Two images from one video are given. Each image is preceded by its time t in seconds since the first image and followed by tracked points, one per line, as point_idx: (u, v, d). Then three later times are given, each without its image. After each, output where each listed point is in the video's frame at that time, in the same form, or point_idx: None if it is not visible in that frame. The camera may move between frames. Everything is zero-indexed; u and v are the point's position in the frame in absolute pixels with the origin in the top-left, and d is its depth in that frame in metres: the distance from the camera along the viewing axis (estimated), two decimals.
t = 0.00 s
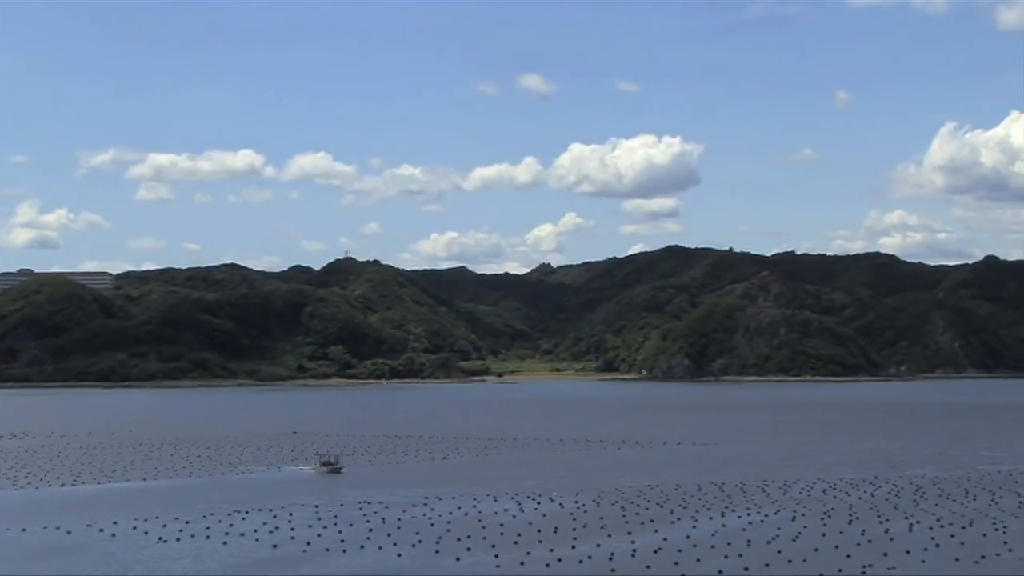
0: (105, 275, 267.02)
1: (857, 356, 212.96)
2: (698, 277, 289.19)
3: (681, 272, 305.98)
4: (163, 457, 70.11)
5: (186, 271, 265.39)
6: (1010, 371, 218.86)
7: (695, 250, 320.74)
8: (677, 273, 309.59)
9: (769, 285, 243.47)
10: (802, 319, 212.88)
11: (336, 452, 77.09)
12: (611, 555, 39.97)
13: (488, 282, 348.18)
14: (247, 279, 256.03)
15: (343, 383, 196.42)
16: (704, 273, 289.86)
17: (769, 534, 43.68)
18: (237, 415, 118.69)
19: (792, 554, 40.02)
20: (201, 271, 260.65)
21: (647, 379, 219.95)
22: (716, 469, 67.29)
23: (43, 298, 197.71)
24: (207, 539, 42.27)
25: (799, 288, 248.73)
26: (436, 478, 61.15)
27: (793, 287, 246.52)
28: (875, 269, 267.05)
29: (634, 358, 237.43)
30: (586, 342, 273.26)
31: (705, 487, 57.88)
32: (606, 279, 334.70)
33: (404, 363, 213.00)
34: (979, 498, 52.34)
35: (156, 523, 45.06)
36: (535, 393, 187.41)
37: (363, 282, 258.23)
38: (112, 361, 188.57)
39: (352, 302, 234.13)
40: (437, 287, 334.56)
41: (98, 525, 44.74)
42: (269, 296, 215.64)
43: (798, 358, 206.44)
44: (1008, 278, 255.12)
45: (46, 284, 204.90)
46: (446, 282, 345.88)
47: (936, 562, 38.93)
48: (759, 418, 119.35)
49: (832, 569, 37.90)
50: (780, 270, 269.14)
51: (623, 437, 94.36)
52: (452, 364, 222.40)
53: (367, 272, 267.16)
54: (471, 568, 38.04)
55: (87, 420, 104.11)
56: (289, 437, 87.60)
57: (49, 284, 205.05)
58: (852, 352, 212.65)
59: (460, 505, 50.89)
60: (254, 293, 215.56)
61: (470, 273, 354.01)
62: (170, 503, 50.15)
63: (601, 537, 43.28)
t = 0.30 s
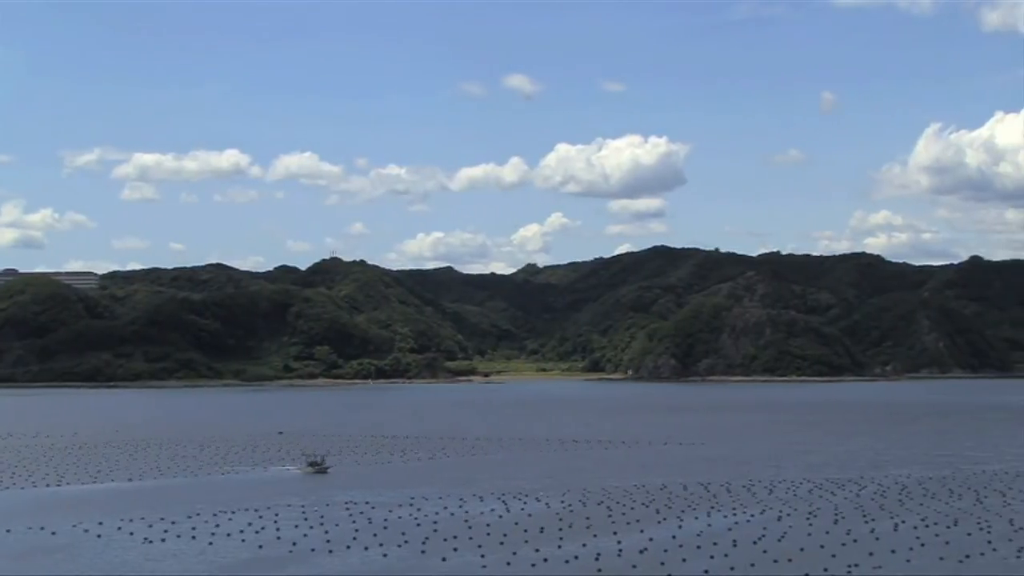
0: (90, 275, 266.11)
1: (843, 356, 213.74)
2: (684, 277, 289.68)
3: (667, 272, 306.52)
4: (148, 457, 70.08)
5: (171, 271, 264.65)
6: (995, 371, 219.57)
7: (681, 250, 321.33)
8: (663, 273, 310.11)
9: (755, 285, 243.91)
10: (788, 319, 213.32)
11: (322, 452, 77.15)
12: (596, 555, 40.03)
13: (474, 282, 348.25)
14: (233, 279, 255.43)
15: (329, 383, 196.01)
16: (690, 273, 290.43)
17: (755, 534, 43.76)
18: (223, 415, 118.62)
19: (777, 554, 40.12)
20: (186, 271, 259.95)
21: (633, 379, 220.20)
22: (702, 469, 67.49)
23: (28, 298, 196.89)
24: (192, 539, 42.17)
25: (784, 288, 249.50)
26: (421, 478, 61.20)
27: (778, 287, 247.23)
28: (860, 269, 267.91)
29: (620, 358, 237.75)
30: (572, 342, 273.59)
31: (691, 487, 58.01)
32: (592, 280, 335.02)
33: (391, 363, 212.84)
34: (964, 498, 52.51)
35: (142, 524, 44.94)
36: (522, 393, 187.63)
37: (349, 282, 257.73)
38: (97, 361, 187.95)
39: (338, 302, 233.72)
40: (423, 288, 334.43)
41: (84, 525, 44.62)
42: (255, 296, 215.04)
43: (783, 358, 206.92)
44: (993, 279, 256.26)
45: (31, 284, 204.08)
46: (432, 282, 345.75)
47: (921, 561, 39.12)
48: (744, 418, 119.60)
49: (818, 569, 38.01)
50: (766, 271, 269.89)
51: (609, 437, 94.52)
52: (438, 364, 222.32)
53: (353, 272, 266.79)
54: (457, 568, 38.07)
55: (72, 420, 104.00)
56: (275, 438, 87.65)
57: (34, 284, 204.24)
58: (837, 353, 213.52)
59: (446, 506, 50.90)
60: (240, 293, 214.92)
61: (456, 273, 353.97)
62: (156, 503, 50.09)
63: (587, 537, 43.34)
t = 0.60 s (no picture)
0: (72, 275, 264.82)
1: (826, 356, 214.52)
2: (668, 277, 290.14)
3: (651, 272, 307.06)
4: (131, 457, 69.91)
5: (154, 271, 263.52)
6: (977, 371, 220.68)
7: (665, 251, 321.87)
8: (647, 273, 310.58)
9: (739, 285, 244.32)
10: (772, 319, 213.66)
11: (305, 452, 77.14)
12: (581, 555, 40.06)
13: (458, 282, 348.19)
14: (216, 279, 254.55)
15: (313, 383, 195.44)
16: (674, 273, 290.98)
17: (737, 534, 43.88)
18: (207, 415, 118.49)
19: (761, 554, 40.27)
20: (169, 271, 258.89)
21: (617, 379, 220.32)
22: (685, 468, 67.61)
23: (10, 298, 195.64)
24: (175, 540, 41.94)
25: (768, 288, 250.27)
26: (405, 478, 61.18)
27: (762, 287, 247.90)
28: (843, 269, 268.97)
29: (603, 358, 238.02)
30: (556, 342, 273.89)
31: (674, 487, 58.18)
32: (575, 280, 335.28)
33: (374, 363, 212.56)
34: (947, 498, 52.75)
35: (125, 524, 44.67)
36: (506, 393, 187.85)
37: (332, 282, 257.10)
38: (80, 361, 187.03)
39: (321, 302, 233.12)
40: (407, 288, 334.09)
41: (67, 525, 44.39)
42: (239, 296, 214.21)
43: (767, 359, 207.47)
44: (974, 279, 257.64)
45: (13, 284, 202.83)
46: (416, 283, 345.37)
47: (904, 560, 39.32)
48: (726, 418, 119.86)
49: (802, 568, 38.13)
50: (749, 271, 270.62)
51: (593, 436, 94.65)
52: (422, 365, 222.11)
53: (336, 272, 266.17)
54: (441, 568, 38.04)
55: (54, 420, 103.77)
56: (258, 437, 87.58)
57: (15, 284, 203.02)
58: (820, 352, 214.26)
59: (430, 506, 50.88)
60: (223, 293, 214.19)
61: (440, 274, 353.74)
62: (139, 503, 49.93)
63: (571, 537, 43.37)
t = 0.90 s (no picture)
0: (56, 275, 263.65)
1: (810, 356, 215.02)
2: (653, 277, 290.54)
3: (636, 272, 307.51)
4: (115, 457, 69.74)
5: (139, 271, 262.57)
6: (961, 371, 221.47)
7: (650, 251, 322.33)
8: (632, 273, 310.96)
9: (723, 285, 244.85)
10: (757, 319, 213.65)
11: (291, 452, 77.07)
12: (566, 555, 40.06)
13: (443, 282, 347.99)
14: (201, 279, 253.76)
15: (297, 383, 194.84)
16: (659, 273, 291.46)
17: (722, 534, 43.94)
18: (191, 415, 118.28)
19: (745, 554, 40.37)
20: (153, 271, 257.95)
21: (602, 379, 220.32)
22: (669, 468, 67.73)
23: None
24: (159, 540, 41.75)
25: (752, 288, 250.96)
26: (391, 478, 61.16)
27: (747, 287, 248.51)
28: (828, 269, 269.76)
29: (588, 358, 238.14)
30: (541, 342, 274.02)
31: (659, 487, 58.27)
32: (561, 280, 335.46)
33: (359, 363, 212.15)
34: (930, 498, 52.92)
35: (109, 524, 44.46)
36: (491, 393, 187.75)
37: (317, 283, 256.47)
38: (64, 362, 186.23)
39: (306, 302, 232.44)
40: (392, 288, 333.80)
41: (50, 526, 44.15)
42: (223, 296, 213.49)
43: (751, 359, 208.00)
44: (958, 280, 258.53)
45: None
46: (400, 283, 345.08)
47: (889, 560, 39.44)
48: (711, 418, 119.99)
49: (786, 568, 38.19)
50: (734, 271, 271.32)
51: (578, 437, 94.70)
52: (407, 365, 221.76)
53: (321, 272, 265.58)
54: (426, 568, 37.97)
55: (38, 420, 103.49)
56: (244, 438, 87.48)
57: None
58: (805, 353, 214.61)
59: (415, 506, 50.86)
60: (207, 293, 213.49)
61: (425, 274, 353.48)
62: (123, 503, 49.75)
63: (556, 537, 43.38)
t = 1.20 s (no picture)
0: (39, 275, 262.31)
1: (795, 355, 215.51)
2: (638, 277, 290.86)
3: (621, 272, 307.83)
4: (99, 457, 69.50)
5: (123, 271, 261.43)
6: (944, 370, 222.28)
7: (635, 250, 322.68)
8: (617, 273, 311.21)
9: (708, 285, 245.34)
10: (742, 319, 214.43)
11: (275, 452, 76.88)
12: (550, 555, 40.02)
13: (428, 282, 347.58)
14: (185, 279, 252.79)
15: (281, 383, 194.26)
16: (644, 273, 291.83)
17: (706, 534, 43.94)
18: (176, 415, 117.95)
19: (729, 553, 40.38)
20: (138, 271, 256.86)
21: (587, 378, 220.26)
22: (653, 468, 67.73)
23: None
24: (143, 540, 41.58)
25: (737, 288, 251.59)
26: (375, 478, 61.06)
27: (731, 287, 249.12)
28: (812, 269, 270.55)
29: (573, 358, 238.23)
30: (526, 342, 274.02)
31: (643, 487, 58.24)
32: (545, 280, 335.51)
33: (344, 363, 211.82)
34: (914, 498, 52.97)
35: (92, 525, 44.23)
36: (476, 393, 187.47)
37: (302, 282, 255.77)
38: (47, 362, 185.33)
39: (290, 302, 231.80)
40: (377, 288, 333.32)
41: (33, 526, 43.91)
42: (208, 296, 212.77)
43: (736, 358, 208.53)
44: (941, 280, 259.48)
45: None
46: (385, 283, 344.57)
47: (872, 560, 39.49)
48: (695, 418, 119.95)
49: (770, 568, 38.18)
50: (718, 271, 271.99)
51: (563, 437, 94.59)
52: (392, 364, 221.30)
53: (306, 272, 264.87)
54: (410, 568, 37.90)
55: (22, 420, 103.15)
56: (228, 438, 87.27)
57: None
58: (790, 352, 215.09)
59: (400, 506, 50.76)
60: (192, 293, 212.71)
61: (410, 274, 353.03)
62: (107, 504, 49.54)
63: (540, 537, 43.33)
